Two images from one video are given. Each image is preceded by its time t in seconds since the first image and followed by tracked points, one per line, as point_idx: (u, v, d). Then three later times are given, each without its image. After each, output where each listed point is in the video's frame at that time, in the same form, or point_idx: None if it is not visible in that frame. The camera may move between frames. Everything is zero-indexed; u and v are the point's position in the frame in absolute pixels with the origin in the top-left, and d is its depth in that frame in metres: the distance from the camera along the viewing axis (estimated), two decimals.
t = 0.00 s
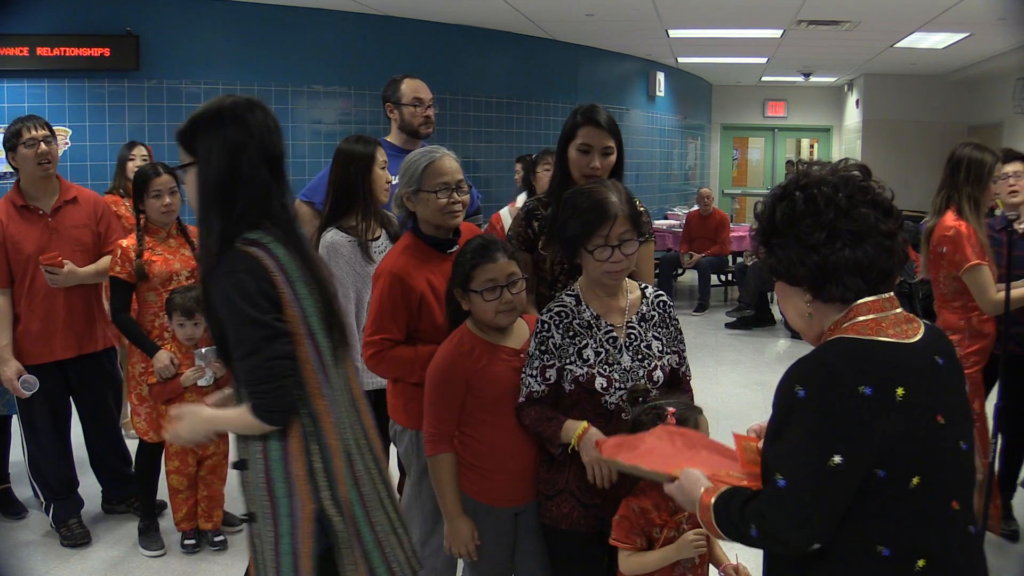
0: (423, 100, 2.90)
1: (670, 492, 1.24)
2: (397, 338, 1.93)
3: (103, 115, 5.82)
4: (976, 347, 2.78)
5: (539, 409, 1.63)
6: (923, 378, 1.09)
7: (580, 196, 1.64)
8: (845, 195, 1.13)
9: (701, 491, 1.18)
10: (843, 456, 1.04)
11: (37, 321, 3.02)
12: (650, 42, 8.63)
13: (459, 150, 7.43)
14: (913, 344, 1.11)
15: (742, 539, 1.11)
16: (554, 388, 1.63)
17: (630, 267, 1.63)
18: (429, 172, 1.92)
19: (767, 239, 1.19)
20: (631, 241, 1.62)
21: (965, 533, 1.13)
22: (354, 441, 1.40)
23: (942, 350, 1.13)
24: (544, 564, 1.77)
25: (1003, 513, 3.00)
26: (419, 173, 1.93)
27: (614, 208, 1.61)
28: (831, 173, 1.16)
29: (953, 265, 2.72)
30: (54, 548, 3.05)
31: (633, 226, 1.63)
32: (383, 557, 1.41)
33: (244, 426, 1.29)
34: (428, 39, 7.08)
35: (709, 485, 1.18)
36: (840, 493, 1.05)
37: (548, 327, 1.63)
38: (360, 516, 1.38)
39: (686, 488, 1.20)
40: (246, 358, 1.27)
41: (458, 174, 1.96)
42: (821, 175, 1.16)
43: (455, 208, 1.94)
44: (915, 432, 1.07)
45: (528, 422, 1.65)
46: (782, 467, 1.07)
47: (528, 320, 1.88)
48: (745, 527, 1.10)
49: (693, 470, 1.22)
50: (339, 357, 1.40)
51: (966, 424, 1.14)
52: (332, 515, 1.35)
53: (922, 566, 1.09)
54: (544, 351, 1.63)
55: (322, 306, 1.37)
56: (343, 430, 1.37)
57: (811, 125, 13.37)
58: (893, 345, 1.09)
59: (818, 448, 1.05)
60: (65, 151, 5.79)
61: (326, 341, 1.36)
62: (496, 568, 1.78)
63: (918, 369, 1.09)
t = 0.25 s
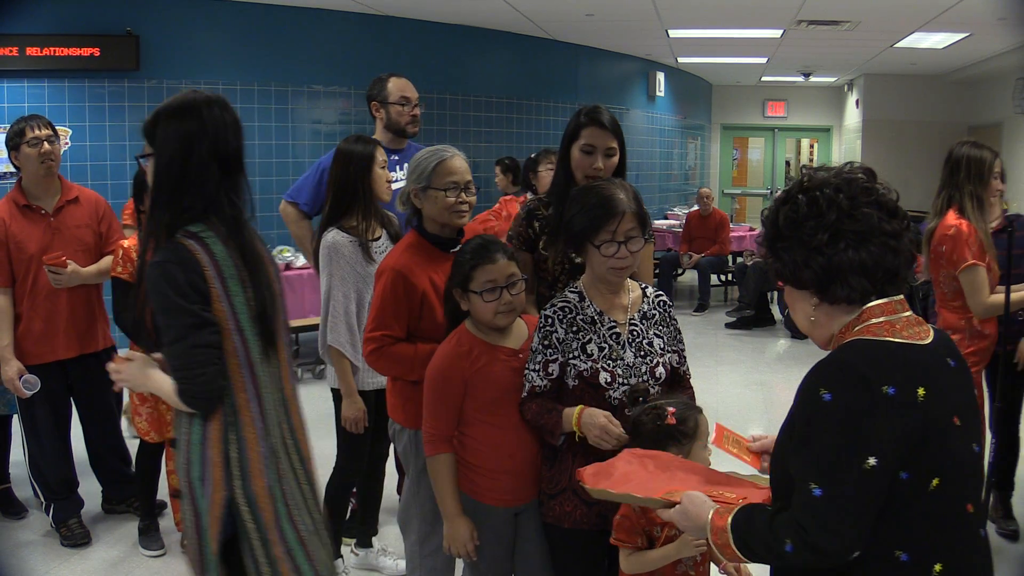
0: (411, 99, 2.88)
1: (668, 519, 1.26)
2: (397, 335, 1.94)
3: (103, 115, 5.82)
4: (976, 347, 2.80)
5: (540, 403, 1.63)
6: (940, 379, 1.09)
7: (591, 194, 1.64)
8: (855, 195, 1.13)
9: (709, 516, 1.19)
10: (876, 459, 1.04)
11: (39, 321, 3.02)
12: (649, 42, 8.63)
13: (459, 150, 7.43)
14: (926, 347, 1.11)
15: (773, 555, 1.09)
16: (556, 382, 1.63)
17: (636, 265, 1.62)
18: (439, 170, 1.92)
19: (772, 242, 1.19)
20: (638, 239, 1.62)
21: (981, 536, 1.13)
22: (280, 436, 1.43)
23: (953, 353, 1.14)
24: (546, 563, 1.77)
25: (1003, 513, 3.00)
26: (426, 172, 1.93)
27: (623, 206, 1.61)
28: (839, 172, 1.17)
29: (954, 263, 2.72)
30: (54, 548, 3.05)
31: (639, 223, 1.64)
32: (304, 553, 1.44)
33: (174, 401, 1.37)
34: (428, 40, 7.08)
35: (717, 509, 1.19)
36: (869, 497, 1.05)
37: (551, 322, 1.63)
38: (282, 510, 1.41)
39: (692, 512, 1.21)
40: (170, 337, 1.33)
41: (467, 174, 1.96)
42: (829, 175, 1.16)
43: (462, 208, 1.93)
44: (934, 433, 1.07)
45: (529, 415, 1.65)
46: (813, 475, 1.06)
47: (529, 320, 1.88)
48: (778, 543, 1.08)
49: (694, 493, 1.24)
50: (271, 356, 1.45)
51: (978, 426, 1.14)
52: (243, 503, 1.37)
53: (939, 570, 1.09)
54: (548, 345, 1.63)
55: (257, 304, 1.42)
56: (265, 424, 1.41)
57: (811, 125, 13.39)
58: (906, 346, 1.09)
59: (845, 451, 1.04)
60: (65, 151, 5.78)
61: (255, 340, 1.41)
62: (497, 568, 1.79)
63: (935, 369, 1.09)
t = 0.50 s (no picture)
0: (400, 98, 2.87)
1: (672, 525, 1.26)
2: (399, 334, 1.94)
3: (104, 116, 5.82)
4: (977, 347, 2.76)
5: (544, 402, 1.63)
6: (951, 381, 1.09)
7: (592, 193, 1.64)
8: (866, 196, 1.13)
9: (718, 521, 1.19)
10: (898, 458, 1.04)
11: (41, 321, 3.02)
12: (649, 43, 8.63)
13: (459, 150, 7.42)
14: (937, 350, 1.10)
15: (792, 558, 1.09)
16: (564, 383, 1.62)
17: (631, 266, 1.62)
18: (446, 170, 1.92)
19: (784, 241, 1.19)
20: (637, 240, 1.62)
21: (987, 538, 1.13)
22: (221, 428, 1.55)
23: (962, 355, 1.14)
24: (545, 561, 1.78)
25: (1004, 514, 3.00)
26: (432, 172, 1.93)
27: (624, 206, 1.61)
28: (851, 173, 1.16)
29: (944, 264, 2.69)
30: (55, 548, 3.05)
31: (639, 224, 1.63)
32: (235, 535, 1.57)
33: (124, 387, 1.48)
34: (428, 40, 7.08)
35: (726, 514, 1.19)
36: (888, 499, 1.04)
37: (551, 322, 1.62)
38: (213, 498, 1.53)
39: (699, 517, 1.21)
40: (128, 323, 1.43)
41: (473, 174, 1.96)
42: (841, 176, 1.16)
43: (467, 208, 1.93)
44: (947, 434, 1.07)
45: (540, 421, 1.63)
46: (833, 476, 1.06)
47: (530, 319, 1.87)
48: (799, 547, 1.08)
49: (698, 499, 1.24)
50: (219, 345, 1.56)
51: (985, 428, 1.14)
52: (178, 490, 1.49)
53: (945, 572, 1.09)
54: (547, 346, 1.62)
55: (211, 299, 1.53)
56: (206, 418, 1.52)
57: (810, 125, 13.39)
58: (918, 347, 1.09)
59: (865, 453, 1.04)
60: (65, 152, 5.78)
61: (207, 328, 1.53)
62: (496, 567, 1.79)
63: (947, 371, 1.09)
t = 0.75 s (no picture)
0: (389, 98, 2.85)
1: (677, 517, 1.25)
2: (399, 334, 1.95)
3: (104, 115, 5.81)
4: (971, 346, 2.75)
5: (560, 410, 1.59)
6: (959, 381, 1.09)
7: (587, 195, 1.63)
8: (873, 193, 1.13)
9: (725, 516, 1.18)
10: (906, 455, 1.04)
11: (43, 321, 3.00)
12: (650, 42, 8.63)
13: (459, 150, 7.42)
14: (942, 348, 1.10)
15: (799, 555, 1.09)
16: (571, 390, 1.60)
17: (625, 268, 1.61)
18: (447, 169, 1.91)
19: (791, 237, 1.19)
20: (633, 245, 1.61)
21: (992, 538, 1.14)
22: (170, 427, 1.53)
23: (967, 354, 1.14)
24: (544, 560, 1.77)
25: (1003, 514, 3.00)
26: (433, 172, 1.92)
27: (619, 210, 1.60)
28: (858, 170, 1.17)
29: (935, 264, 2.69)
30: (54, 548, 3.05)
31: (635, 229, 1.62)
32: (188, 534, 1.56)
33: (79, 386, 1.46)
34: (428, 40, 7.08)
35: (733, 508, 1.19)
36: (896, 497, 1.04)
37: (552, 328, 1.61)
38: (157, 497, 1.51)
39: (705, 511, 1.20)
40: (89, 323, 1.42)
41: (475, 174, 1.96)
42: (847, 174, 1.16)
43: (469, 209, 1.92)
44: (956, 432, 1.07)
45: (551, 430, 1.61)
46: (840, 472, 1.06)
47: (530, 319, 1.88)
48: (804, 543, 1.08)
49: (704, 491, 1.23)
50: (173, 343, 1.56)
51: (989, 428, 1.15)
52: (124, 487, 1.48)
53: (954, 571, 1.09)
54: (548, 351, 1.61)
55: (169, 303, 1.54)
56: (152, 416, 1.50)
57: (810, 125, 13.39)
58: (928, 346, 1.09)
59: (874, 450, 1.04)
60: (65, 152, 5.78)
61: (162, 326, 1.52)
62: (496, 567, 1.79)
63: (955, 370, 1.09)
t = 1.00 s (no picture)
0: (379, 101, 2.84)
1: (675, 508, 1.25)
2: (398, 335, 1.95)
3: (104, 115, 5.82)
4: (969, 346, 2.75)
5: (563, 413, 1.58)
6: (958, 380, 1.10)
7: (583, 205, 1.60)
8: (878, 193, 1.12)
9: (722, 508, 1.18)
10: (907, 453, 1.04)
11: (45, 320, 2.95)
12: (650, 42, 8.63)
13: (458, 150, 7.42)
14: (935, 343, 1.10)
15: (797, 549, 1.09)
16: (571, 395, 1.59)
17: (619, 282, 1.60)
18: (442, 169, 1.91)
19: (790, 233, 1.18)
20: (629, 262, 1.59)
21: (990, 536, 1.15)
22: (105, 436, 1.49)
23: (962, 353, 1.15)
24: (542, 559, 1.78)
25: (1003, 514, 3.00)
26: (429, 171, 1.92)
27: (616, 230, 1.57)
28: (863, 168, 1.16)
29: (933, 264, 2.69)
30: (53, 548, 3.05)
31: (631, 245, 1.61)
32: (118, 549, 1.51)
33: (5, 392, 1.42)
34: (428, 39, 7.08)
35: (731, 500, 1.19)
36: (897, 494, 1.04)
37: (550, 333, 1.60)
38: (92, 508, 1.47)
39: (702, 502, 1.20)
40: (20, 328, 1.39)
41: (471, 172, 1.96)
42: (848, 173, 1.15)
43: (466, 206, 1.92)
44: (958, 429, 1.08)
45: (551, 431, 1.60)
46: (841, 468, 1.05)
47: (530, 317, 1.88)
48: (801, 538, 1.08)
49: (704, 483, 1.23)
50: (107, 351, 1.52)
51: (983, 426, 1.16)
52: (45, 497, 1.43)
53: (955, 567, 1.09)
54: (546, 356, 1.60)
55: (107, 312, 1.52)
56: (80, 426, 1.46)
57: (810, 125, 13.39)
58: (928, 344, 1.09)
59: (875, 446, 1.04)
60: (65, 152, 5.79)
61: (96, 334, 1.49)
62: (496, 566, 1.79)
63: (954, 369, 1.10)
